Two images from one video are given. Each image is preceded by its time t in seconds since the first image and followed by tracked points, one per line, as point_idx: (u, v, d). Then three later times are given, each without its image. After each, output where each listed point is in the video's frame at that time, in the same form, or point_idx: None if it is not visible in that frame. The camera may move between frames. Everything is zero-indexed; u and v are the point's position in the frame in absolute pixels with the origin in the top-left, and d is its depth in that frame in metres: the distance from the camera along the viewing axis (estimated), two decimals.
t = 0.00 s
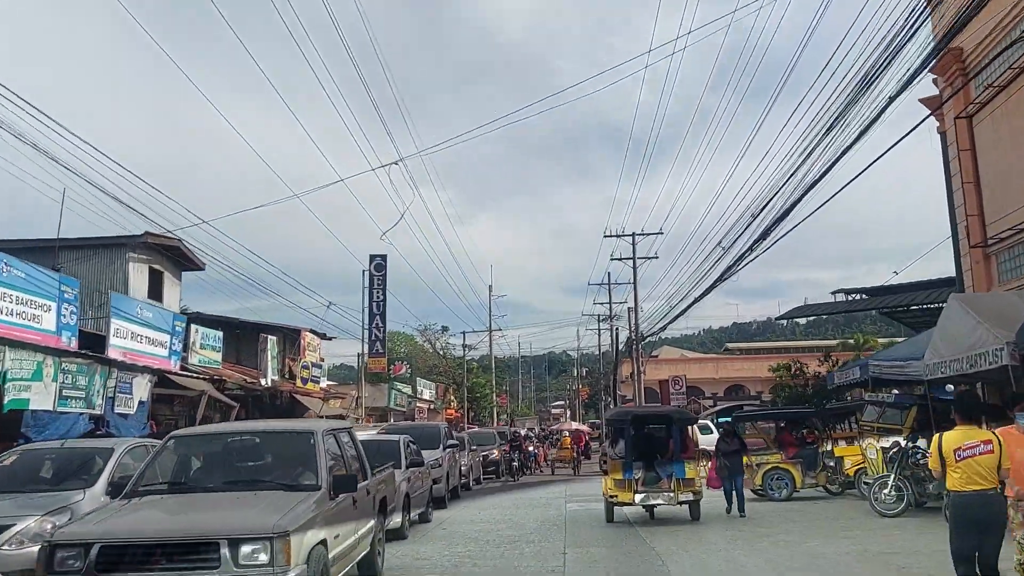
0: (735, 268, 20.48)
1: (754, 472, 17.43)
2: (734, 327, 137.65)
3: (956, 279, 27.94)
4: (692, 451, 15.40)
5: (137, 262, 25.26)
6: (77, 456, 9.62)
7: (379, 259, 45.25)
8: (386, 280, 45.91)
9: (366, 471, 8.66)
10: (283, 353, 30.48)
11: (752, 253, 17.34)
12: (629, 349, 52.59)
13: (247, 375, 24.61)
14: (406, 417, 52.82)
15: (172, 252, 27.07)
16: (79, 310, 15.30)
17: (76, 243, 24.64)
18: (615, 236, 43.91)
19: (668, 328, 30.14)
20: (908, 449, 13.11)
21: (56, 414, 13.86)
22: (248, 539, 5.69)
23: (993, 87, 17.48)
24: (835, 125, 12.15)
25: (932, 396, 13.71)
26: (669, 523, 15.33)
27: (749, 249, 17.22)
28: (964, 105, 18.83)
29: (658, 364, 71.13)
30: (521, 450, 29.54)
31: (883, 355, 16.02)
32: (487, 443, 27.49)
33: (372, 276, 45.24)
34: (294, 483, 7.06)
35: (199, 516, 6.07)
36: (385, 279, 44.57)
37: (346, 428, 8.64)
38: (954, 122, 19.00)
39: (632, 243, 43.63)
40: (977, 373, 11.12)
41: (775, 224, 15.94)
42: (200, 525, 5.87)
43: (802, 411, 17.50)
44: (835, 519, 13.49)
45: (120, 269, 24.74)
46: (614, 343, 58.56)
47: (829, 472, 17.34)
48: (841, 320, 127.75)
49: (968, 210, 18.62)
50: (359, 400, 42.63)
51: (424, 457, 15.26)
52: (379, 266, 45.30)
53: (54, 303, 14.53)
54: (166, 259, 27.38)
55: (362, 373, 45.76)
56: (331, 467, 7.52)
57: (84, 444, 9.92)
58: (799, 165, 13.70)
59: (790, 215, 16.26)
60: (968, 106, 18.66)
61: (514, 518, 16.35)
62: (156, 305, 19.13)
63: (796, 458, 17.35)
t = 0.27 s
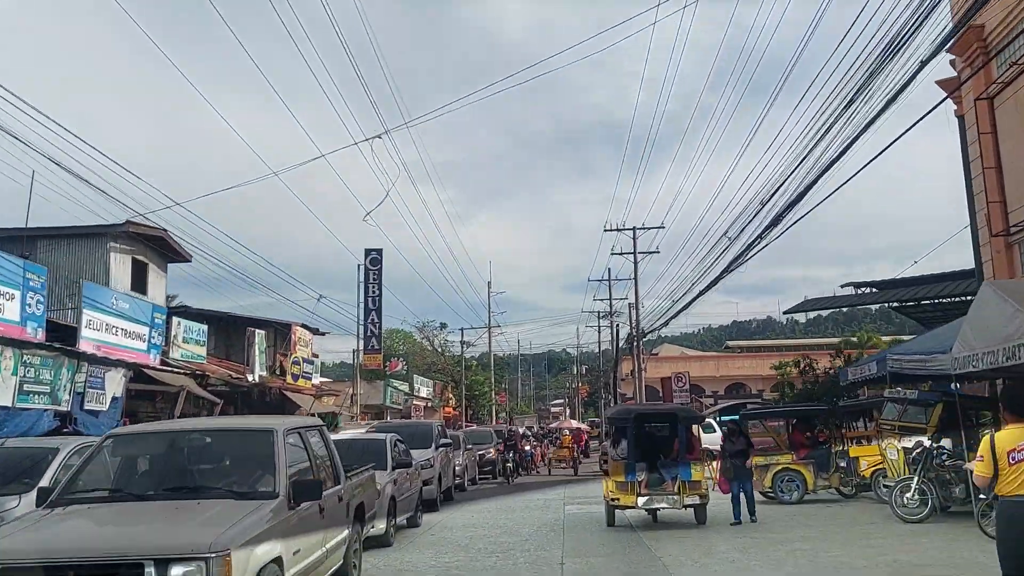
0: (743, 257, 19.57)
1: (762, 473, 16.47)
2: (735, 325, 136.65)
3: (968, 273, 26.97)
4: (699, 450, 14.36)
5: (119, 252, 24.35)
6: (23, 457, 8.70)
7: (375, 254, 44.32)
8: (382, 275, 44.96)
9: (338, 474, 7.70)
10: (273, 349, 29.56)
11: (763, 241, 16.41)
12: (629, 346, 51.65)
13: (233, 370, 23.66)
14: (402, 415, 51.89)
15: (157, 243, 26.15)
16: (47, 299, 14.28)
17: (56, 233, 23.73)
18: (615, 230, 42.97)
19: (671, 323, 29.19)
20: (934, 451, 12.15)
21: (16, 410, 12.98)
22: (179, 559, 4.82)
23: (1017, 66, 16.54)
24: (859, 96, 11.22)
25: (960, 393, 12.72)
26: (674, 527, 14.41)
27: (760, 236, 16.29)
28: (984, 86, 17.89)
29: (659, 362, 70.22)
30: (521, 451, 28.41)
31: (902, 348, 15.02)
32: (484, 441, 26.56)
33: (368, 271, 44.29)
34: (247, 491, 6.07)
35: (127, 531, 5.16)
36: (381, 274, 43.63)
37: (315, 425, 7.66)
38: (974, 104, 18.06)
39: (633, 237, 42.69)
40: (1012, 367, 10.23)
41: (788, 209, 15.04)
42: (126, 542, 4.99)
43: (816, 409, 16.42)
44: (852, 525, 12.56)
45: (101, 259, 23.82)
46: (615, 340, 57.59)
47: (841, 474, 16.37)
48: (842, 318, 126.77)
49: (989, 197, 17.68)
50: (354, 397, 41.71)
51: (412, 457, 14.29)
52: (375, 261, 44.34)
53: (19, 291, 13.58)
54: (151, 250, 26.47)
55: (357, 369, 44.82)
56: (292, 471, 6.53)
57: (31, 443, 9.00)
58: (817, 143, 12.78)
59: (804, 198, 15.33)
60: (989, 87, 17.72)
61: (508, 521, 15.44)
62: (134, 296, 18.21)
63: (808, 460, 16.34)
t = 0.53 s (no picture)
0: (750, 250, 18.79)
1: (773, 477, 15.65)
2: (735, 326, 135.76)
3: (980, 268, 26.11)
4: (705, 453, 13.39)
5: (100, 246, 23.49)
6: None
7: (370, 251, 43.42)
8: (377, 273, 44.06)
9: (307, 479, 6.80)
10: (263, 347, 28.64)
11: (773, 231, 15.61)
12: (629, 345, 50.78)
13: (219, 369, 22.81)
14: (399, 415, 50.98)
15: (141, 237, 25.29)
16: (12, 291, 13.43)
17: (33, 225, 22.88)
18: (615, 227, 42.09)
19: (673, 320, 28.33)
20: (961, 453, 11.29)
21: None
22: None
23: None
24: (885, 66, 10.39)
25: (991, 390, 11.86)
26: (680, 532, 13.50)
27: (772, 224, 15.45)
28: (1005, 69, 17.04)
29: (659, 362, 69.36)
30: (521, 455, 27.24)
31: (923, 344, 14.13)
32: (480, 443, 25.70)
33: (363, 268, 43.40)
34: (186, 503, 5.16)
35: (31, 555, 4.29)
36: (376, 272, 42.74)
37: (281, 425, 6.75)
38: (994, 89, 17.20)
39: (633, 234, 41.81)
40: None
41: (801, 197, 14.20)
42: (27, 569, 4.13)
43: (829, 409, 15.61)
44: (871, 533, 11.72)
45: (80, 253, 22.95)
46: (614, 340, 56.70)
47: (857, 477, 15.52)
48: (843, 319, 125.94)
49: (1010, 186, 16.84)
50: (348, 397, 40.83)
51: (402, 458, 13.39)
52: (370, 258, 43.45)
53: None
54: (134, 244, 25.61)
55: (352, 369, 43.92)
56: (245, 479, 5.62)
57: None
58: (837, 121, 11.95)
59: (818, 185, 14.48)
60: (1010, 70, 16.87)
61: (503, 527, 14.57)
62: (110, 290, 17.36)
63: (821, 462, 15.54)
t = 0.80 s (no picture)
0: (756, 243, 18.02)
1: (782, 479, 14.80)
2: (734, 325, 135.07)
3: (992, 263, 25.31)
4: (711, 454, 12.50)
5: (82, 239, 22.67)
6: None
7: (364, 248, 42.61)
8: (372, 270, 43.23)
9: (267, 484, 6.00)
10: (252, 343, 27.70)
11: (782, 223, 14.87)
12: (628, 344, 50.04)
13: (204, 366, 22.02)
14: (394, 415, 50.17)
15: (125, 230, 24.49)
16: None
17: (13, 218, 22.11)
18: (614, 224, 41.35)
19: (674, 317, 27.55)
20: (987, 455, 10.48)
21: None
22: None
23: None
24: (912, 37, 9.63)
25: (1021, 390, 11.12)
26: (684, 537, 12.69)
27: (782, 213, 14.70)
28: None
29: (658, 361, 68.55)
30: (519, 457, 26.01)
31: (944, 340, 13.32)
32: (476, 442, 24.95)
33: (357, 265, 42.56)
34: (109, 519, 4.33)
35: None
36: (371, 268, 41.91)
37: (237, 423, 5.90)
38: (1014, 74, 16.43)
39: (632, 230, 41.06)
40: None
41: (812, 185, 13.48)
42: None
43: (842, 407, 14.85)
44: (890, 541, 10.93)
45: (61, 246, 22.14)
46: (613, 339, 55.93)
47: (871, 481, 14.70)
48: (841, 319, 125.49)
49: None
50: (343, 396, 40.07)
51: (388, 459, 12.55)
52: (364, 255, 42.63)
53: None
54: (119, 238, 24.81)
55: (346, 367, 43.11)
56: (185, 485, 4.80)
57: None
58: (857, 98, 11.19)
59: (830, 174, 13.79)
60: None
61: (497, 531, 13.81)
62: (86, 283, 16.54)
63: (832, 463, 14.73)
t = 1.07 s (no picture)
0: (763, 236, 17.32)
1: (790, 485, 14.06)
2: (734, 325, 134.35)
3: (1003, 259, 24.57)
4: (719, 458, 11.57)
5: (62, 232, 21.92)
6: None
7: (359, 244, 41.84)
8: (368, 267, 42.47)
9: (217, 495, 5.22)
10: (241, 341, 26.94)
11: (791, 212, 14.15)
12: (628, 343, 49.30)
13: (189, 364, 21.24)
14: (390, 415, 49.41)
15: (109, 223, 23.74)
16: None
17: None
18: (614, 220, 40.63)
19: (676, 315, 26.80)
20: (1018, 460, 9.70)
21: None
22: None
23: None
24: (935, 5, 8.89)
25: None
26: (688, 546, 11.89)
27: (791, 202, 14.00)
28: None
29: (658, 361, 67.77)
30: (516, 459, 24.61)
31: (964, 336, 12.56)
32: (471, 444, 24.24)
33: (352, 262, 41.81)
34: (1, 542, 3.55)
35: None
36: (366, 266, 41.16)
37: (180, 424, 5.10)
38: None
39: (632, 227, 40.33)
40: None
41: (825, 171, 12.75)
42: None
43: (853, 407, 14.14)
44: (911, 552, 10.15)
45: (41, 239, 21.37)
46: (612, 338, 55.18)
47: (886, 485, 13.90)
48: (841, 319, 124.72)
49: None
50: (337, 396, 39.31)
51: (374, 462, 11.74)
52: (360, 252, 41.88)
53: None
54: (102, 232, 24.06)
55: (340, 366, 42.34)
56: (102, 499, 4.02)
57: None
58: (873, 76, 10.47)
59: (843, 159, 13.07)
60: None
61: (490, 539, 13.06)
62: (60, 277, 15.80)
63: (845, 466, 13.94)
